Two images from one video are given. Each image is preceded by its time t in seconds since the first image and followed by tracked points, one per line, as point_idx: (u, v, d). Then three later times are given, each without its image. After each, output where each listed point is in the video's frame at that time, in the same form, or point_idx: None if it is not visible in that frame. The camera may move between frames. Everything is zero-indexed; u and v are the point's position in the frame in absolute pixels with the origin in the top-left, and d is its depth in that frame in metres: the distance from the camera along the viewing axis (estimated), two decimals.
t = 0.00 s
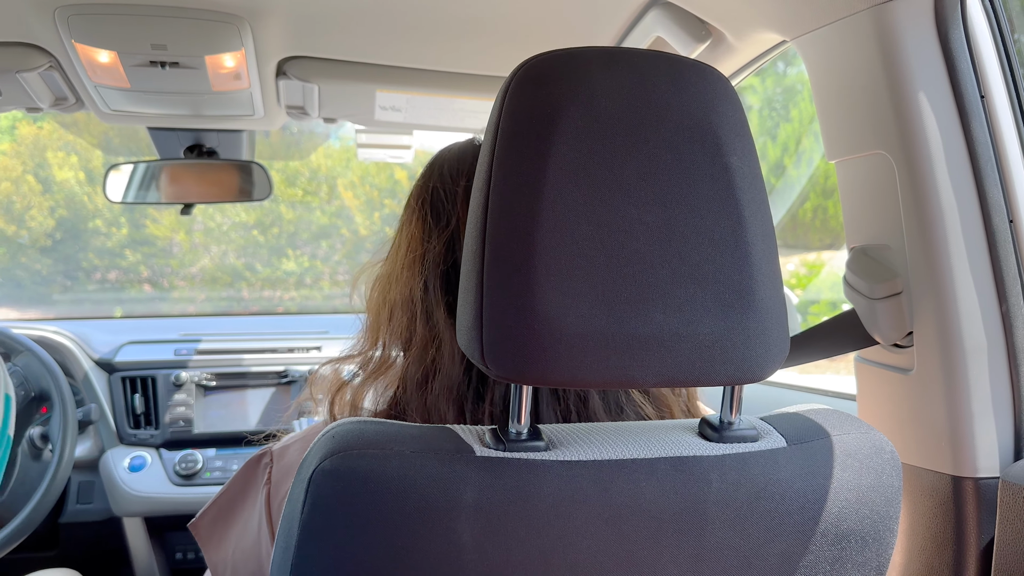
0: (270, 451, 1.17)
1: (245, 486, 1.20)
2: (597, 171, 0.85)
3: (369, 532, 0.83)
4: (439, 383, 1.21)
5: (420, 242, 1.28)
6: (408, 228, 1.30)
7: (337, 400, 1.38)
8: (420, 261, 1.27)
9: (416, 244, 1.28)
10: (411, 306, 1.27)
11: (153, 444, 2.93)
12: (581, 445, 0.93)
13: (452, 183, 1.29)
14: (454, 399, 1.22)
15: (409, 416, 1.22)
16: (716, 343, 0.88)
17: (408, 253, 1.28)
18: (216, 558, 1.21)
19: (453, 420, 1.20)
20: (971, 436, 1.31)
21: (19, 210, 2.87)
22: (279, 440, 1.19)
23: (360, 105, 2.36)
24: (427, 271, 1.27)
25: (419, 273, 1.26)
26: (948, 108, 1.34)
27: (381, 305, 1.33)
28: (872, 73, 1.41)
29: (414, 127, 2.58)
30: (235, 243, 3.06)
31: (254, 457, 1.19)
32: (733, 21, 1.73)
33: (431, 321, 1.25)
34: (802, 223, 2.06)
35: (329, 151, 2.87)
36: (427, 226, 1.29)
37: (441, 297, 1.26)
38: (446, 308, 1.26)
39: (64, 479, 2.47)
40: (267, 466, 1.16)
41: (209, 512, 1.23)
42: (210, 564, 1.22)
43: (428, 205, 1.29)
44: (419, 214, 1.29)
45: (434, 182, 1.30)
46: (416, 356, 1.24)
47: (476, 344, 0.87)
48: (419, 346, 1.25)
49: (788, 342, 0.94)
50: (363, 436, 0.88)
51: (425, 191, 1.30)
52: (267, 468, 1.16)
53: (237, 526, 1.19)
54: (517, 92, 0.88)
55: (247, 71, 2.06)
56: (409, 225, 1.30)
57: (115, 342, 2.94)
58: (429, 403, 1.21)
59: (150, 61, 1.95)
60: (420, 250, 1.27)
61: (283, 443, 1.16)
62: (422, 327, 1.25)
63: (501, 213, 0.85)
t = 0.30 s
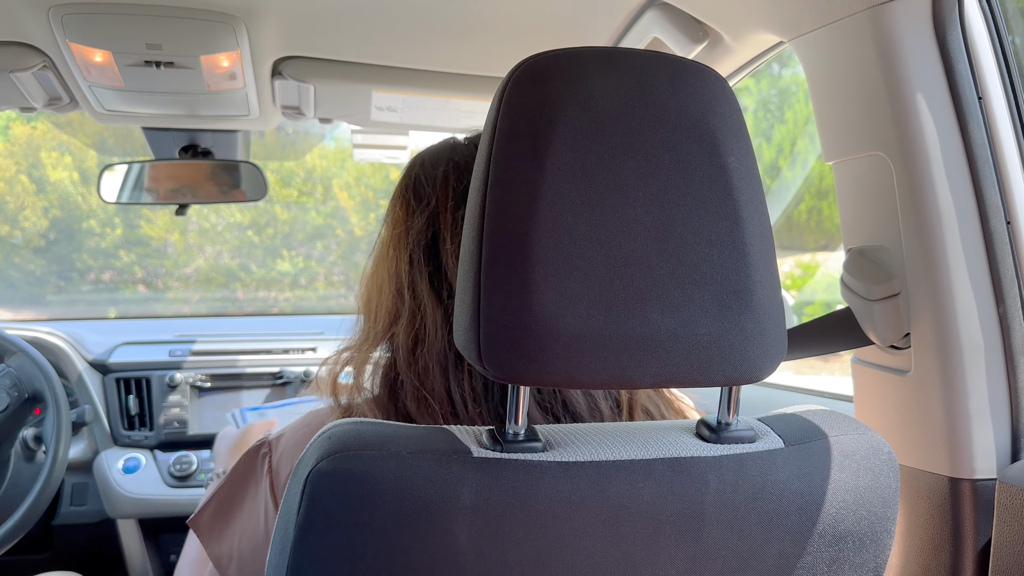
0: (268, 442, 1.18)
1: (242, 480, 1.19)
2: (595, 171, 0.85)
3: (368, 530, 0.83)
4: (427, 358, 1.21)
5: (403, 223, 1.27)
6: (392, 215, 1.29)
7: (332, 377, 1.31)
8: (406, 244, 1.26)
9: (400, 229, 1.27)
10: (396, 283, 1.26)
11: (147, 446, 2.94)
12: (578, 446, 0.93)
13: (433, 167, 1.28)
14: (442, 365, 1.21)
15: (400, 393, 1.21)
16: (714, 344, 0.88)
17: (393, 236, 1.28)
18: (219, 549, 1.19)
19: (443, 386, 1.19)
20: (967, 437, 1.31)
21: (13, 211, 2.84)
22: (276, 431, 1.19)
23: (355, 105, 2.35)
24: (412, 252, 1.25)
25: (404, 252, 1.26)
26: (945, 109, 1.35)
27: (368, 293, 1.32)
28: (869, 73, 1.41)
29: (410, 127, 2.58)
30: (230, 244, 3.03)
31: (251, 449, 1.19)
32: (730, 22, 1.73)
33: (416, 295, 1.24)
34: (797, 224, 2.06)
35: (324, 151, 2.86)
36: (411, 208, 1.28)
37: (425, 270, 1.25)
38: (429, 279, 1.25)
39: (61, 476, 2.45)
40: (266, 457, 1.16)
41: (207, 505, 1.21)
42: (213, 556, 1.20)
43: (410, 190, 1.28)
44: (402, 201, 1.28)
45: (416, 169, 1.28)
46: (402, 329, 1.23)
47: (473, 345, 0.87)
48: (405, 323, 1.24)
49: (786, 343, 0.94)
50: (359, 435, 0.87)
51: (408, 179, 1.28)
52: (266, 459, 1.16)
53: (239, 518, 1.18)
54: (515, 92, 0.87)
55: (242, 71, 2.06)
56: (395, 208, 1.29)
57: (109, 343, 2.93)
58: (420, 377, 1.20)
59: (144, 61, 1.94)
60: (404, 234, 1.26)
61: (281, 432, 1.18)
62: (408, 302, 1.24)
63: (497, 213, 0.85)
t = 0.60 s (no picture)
0: (258, 452, 1.16)
1: (234, 491, 1.18)
2: (589, 173, 0.85)
3: (363, 534, 0.82)
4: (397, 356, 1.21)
5: (373, 226, 1.27)
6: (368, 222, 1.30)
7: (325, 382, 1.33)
8: (377, 249, 1.27)
9: (373, 234, 1.28)
10: (370, 284, 1.26)
11: (140, 447, 2.93)
12: (573, 447, 0.93)
13: (400, 169, 1.27)
14: (417, 362, 1.20)
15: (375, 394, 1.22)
16: (708, 345, 0.88)
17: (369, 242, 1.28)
18: (213, 559, 1.19)
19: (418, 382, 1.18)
20: (960, 437, 1.32)
21: (5, 212, 2.85)
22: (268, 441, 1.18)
23: (349, 106, 2.35)
24: (382, 256, 1.26)
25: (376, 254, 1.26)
26: (937, 110, 1.35)
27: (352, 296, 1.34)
28: (863, 75, 1.42)
29: (404, 128, 2.57)
30: (223, 245, 3.01)
31: (242, 460, 1.17)
32: (724, 24, 1.73)
33: (386, 295, 1.24)
34: (790, 226, 2.07)
35: (317, 151, 2.82)
36: (380, 211, 1.28)
37: (392, 270, 1.24)
38: (398, 277, 1.24)
39: (54, 478, 2.45)
40: (256, 469, 1.15)
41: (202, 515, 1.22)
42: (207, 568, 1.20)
43: (379, 196, 1.28)
44: (373, 207, 1.29)
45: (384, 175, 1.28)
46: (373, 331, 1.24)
47: (468, 347, 0.87)
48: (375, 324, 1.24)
49: (780, 344, 0.94)
50: (353, 437, 0.87)
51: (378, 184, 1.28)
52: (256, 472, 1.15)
53: (230, 528, 1.17)
54: (509, 94, 0.87)
55: (235, 71, 2.05)
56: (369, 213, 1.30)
57: (102, 344, 2.94)
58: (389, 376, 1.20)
59: (138, 62, 1.94)
60: (377, 239, 1.27)
61: (273, 443, 1.16)
62: (377, 303, 1.24)
63: (492, 215, 0.85)
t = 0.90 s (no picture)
0: (242, 465, 1.17)
1: (218, 502, 1.18)
2: (580, 174, 0.85)
3: (351, 538, 0.82)
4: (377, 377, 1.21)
5: (365, 234, 1.26)
6: (360, 224, 1.29)
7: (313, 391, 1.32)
8: (366, 261, 1.26)
9: (364, 242, 1.27)
10: (359, 295, 1.26)
11: (130, 448, 2.92)
12: (565, 447, 0.93)
13: (400, 177, 1.24)
14: (393, 385, 1.20)
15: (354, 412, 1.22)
16: (699, 345, 0.88)
17: (359, 247, 1.28)
18: None
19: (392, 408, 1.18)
20: (949, 436, 1.33)
21: None
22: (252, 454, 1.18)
23: (341, 105, 2.34)
24: (372, 267, 1.25)
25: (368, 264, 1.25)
26: (927, 112, 1.36)
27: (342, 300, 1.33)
28: (853, 76, 1.42)
29: (395, 128, 2.57)
30: (213, 244, 3.00)
31: (226, 473, 1.17)
32: (715, 25, 1.74)
33: (375, 311, 1.24)
34: (781, 226, 2.08)
35: (308, 151, 2.84)
36: (375, 219, 1.26)
37: (381, 287, 1.24)
38: (387, 295, 1.23)
39: (43, 479, 2.42)
40: (240, 481, 1.15)
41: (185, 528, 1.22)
42: None
43: (376, 198, 1.27)
44: (367, 212, 1.27)
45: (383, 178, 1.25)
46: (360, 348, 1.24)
47: (460, 348, 0.87)
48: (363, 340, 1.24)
49: (770, 345, 0.95)
50: (344, 438, 0.87)
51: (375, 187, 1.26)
52: (240, 483, 1.15)
53: (213, 540, 1.17)
54: (500, 95, 0.87)
55: (226, 71, 2.05)
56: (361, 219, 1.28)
57: (93, 344, 2.92)
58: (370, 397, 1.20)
59: (128, 61, 1.93)
60: (368, 248, 1.26)
61: (256, 456, 1.17)
62: (367, 319, 1.24)
63: (483, 216, 0.85)
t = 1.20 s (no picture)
0: (232, 465, 1.16)
1: (208, 503, 1.18)
2: (567, 172, 0.85)
3: (337, 537, 0.82)
4: (387, 374, 1.19)
5: (381, 227, 1.24)
6: (370, 214, 1.26)
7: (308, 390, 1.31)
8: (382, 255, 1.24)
9: (375, 235, 1.25)
10: (372, 289, 1.23)
11: (117, 449, 2.90)
12: (552, 446, 0.94)
13: (421, 171, 1.26)
14: (401, 386, 1.19)
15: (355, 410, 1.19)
16: (686, 344, 0.88)
17: (369, 237, 1.25)
18: None
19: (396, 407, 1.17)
20: (934, 433, 1.34)
21: None
22: (243, 454, 1.18)
23: (329, 103, 2.33)
24: (390, 260, 1.24)
25: (381, 257, 1.23)
26: (911, 111, 1.37)
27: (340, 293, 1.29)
28: (839, 75, 1.43)
29: (383, 126, 2.56)
30: (201, 244, 3.03)
31: (215, 472, 1.17)
32: (702, 24, 1.74)
33: (391, 308, 1.22)
34: (769, 225, 2.08)
35: (297, 151, 2.84)
36: (391, 212, 1.25)
37: (402, 284, 1.23)
38: (407, 294, 1.23)
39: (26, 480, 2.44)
40: (229, 481, 1.15)
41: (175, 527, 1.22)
42: None
43: (394, 189, 1.26)
44: (381, 203, 1.26)
45: (401, 171, 1.26)
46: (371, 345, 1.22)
47: (447, 347, 0.87)
48: (374, 336, 1.22)
49: (757, 344, 0.95)
50: (332, 438, 0.87)
51: (390, 180, 1.26)
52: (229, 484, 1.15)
53: (201, 540, 1.17)
54: (487, 94, 0.87)
55: (213, 69, 2.04)
56: (372, 210, 1.26)
57: (80, 344, 2.88)
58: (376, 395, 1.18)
59: (114, 60, 1.93)
60: (384, 239, 1.24)
61: (247, 456, 1.16)
62: (379, 314, 1.23)
63: (471, 215, 0.85)
